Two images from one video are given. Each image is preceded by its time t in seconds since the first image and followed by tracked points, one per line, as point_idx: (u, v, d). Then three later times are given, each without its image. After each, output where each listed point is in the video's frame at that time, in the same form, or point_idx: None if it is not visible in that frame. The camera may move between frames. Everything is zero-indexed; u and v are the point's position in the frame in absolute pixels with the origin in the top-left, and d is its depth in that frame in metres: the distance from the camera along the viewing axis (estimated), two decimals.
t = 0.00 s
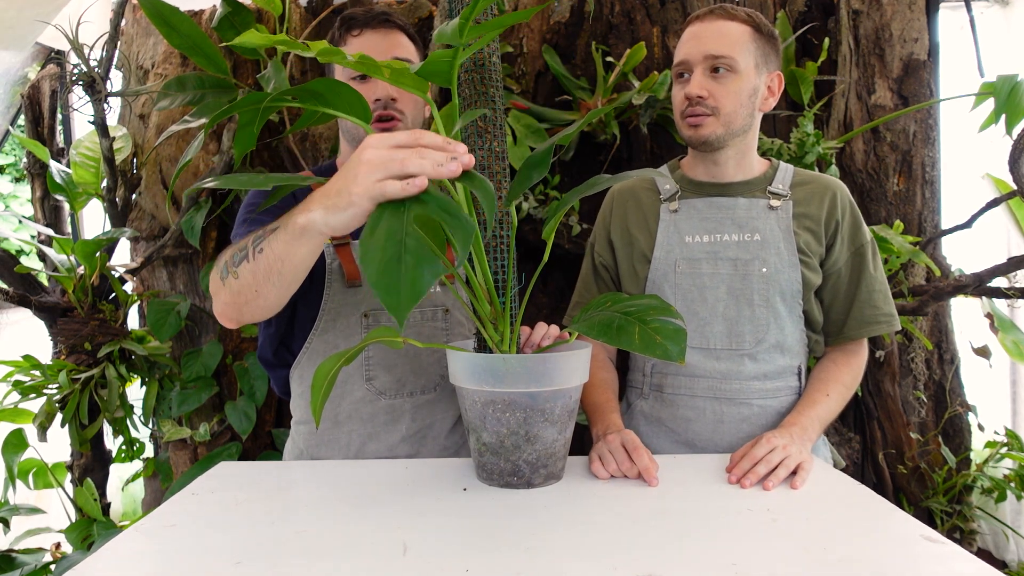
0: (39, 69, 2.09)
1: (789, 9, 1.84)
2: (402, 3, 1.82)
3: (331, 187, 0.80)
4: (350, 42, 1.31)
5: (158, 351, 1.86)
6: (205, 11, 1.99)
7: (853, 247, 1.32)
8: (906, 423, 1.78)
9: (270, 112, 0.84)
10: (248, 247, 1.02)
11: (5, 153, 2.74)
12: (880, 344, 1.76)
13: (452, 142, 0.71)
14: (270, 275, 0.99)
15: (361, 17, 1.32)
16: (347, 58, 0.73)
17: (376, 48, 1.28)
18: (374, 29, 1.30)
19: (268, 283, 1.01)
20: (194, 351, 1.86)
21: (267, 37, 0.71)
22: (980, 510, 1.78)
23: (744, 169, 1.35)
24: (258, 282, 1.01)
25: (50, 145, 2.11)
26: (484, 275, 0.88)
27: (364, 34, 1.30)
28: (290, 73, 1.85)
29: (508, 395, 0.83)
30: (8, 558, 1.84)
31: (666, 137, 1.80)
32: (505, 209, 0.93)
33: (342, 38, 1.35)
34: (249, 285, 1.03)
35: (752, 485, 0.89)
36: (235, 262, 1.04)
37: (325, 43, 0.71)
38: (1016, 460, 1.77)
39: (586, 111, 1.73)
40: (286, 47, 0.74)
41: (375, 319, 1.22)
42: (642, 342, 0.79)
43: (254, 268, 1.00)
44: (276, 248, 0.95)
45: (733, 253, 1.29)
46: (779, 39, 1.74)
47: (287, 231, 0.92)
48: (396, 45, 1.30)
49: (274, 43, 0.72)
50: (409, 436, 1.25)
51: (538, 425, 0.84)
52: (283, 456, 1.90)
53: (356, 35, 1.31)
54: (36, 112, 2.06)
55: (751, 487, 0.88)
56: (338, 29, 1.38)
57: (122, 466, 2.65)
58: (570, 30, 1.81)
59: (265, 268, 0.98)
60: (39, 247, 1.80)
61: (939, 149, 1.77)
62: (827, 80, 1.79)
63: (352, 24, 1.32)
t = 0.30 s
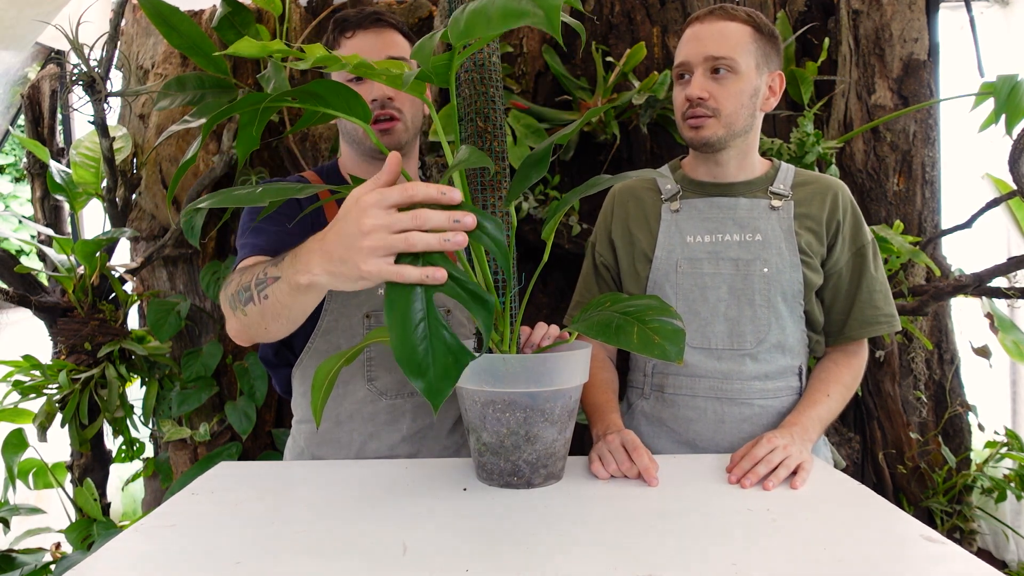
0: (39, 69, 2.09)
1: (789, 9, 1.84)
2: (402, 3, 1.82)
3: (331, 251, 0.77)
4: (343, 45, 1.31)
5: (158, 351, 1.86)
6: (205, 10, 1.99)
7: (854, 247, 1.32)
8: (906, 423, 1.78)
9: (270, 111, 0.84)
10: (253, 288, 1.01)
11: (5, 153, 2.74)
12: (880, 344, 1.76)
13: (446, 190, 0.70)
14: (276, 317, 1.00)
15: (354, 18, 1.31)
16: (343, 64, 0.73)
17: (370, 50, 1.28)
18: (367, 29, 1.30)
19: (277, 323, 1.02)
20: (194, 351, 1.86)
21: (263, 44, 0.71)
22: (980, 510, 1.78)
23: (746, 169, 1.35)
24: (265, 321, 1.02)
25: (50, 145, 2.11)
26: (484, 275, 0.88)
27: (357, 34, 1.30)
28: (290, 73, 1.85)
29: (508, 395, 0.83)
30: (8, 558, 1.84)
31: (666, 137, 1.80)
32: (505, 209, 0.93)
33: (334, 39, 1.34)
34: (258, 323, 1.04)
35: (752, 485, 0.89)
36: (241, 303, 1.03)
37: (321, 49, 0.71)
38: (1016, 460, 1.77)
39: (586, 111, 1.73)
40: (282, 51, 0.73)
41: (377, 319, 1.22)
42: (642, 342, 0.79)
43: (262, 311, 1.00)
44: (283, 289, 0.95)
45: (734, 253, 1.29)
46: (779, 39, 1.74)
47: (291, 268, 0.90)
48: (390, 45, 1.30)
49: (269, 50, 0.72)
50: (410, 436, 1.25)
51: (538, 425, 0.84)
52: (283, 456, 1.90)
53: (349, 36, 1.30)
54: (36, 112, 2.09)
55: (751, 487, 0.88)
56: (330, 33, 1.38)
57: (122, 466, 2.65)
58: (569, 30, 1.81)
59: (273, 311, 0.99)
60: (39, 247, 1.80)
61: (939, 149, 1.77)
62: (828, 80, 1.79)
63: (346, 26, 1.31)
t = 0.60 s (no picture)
0: (38, 69, 2.09)
1: (789, 9, 1.84)
2: (402, 3, 1.82)
3: (338, 291, 0.75)
4: (344, 45, 1.31)
5: (158, 351, 1.85)
6: (205, 10, 1.99)
7: (855, 248, 1.32)
8: (907, 424, 1.78)
9: (270, 110, 0.84)
10: (259, 313, 0.98)
11: (5, 152, 2.74)
12: (880, 344, 1.76)
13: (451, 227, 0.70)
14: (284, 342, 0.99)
15: (354, 18, 1.31)
16: (346, 57, 0.73)
17: (370, 50, 1.28)
18: (367, 30, 1.30)
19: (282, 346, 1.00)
20: (194, 351, 1.86)
21: (268, 31, 0.71)
22: (980, 511, 1.78)
23: (747, 169, 1.35)
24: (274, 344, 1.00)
25: (50, 145, 2.11)
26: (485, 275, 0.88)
27: (358, 35, 1.30)
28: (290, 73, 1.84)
29: (508, 395, 0.83)
30: (8, 558, 1.84)
31: (666, 137, 1.80)
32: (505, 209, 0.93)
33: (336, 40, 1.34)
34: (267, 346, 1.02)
35: (752, 485, 0.88)
36: (250, 329, 1.02)
37: (326, 39, 0.71)
38: (1017, 460, 1.77)
39: (586, 111, 1.72)
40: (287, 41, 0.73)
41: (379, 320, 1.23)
42: (642, 342, 0.79)
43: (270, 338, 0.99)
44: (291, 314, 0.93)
45: (734, 253, 1.29)
46: (779, 39, 1.74)
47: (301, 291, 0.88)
48: (391, 45, 1.30)
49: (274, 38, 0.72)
50: (411, 436, 1.25)
51: (538, 425, 0.84)
52: (283, 456, 1.90)
53: (350, 37, 1.31)
54: (36, 111, 2.07)
55: (751, 487, 0.88)
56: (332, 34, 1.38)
57: (122, 466, 2.65)
58: (570, 30, 1.81)
59: (283, 338, 0.97)
60: (39, 247, 1.79)
61: (939, 149, 1.77)
62: (828, 80, 1.79)
63: (345, 26, 1.31)
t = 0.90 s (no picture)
0: (37, 68, 2.09)
1: (789, 8, 1.83)
2: (402, 3, 1.81)
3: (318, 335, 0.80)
4: (343, 45, 1.31)
5: (157, 351, 1.85)
6: (205, 10, 1.98)
7: (854, 248, 1.32)
8: (907, 424, 1.78)
9: (269, 111, 0.83)
10: (253, 355, 1.00)
11: (4, 152, 2.74)
12: (880, 344, 1.76)
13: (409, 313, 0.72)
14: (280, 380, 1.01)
15: (354, 18, 1.31)
16: (346, 60, 0.72)
17: (369, 50, 1.28)
18: (367, 30, 1.30)
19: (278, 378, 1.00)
20: (194, 351, 1.86)
21: (265, 42, 0.70)
22: (980, 511, 1.78)
23: (746, 169, 1.35)
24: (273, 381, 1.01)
25: (50, 144, 2.11)
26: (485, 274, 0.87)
27: (358, 35, 1.30)
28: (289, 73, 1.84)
29: (508, 395, 0.83)
30: (8, 558, 1.84)
31: (666, 137, 1.80)
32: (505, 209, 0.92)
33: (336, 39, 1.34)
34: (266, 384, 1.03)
35: (752, 485, 0.88)
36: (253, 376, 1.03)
37: (324, 45, 0.71)
38: (1017, 460, 1.77)
39: (586, 111, 1.72)
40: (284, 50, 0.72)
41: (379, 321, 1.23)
42: (641, 342, 0.79)
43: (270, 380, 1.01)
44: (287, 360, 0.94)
45: (733, 253, 1.29)
46: (779, 39, 1.74)
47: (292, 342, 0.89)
48: (390, 45, 1.30)
49: (271, 48, 0.71)
50: (412, 437, 1.25)
51: (537, 425, 0.84)
52: (283, 456, 1.90)
53: (350, 37, 1.30)
54: (35, 111, 2.07)
55: (751, 487, 0.88)
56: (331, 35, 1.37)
57: (122, 466, 2.65)
58: (570, 29, 1.81)
59: (276, 375, 0.98)
60: (38, 247, 1.79)
61: (939, 149, 1.77)
62: (828, 79, 1.79)
63: (346, 26, 1.31)
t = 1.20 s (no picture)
0: (37, 68, 2.09)
1: (789, 8, 1.83)
2: (402, 3, 1.81)
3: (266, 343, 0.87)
4: (343, 43, 1.31)
5: (157, 351, 1.85)
6: (205, 10, 1.98)
7: (851, 248, 1.32)
8: (907, 424, 1.77)
9: (271, 109, 0.83)
10: (230, 368, 1.05)
11: (4, 153, 2.74)
12: (880, 344, 1.76)
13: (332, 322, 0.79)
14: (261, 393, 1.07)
15: (354, 14, 1.31)
16: (344, 63, 0.72)
17: (369, 48, 1.28)
18: (367, 28, 1.30)
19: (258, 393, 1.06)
20: (194, 351, 1.86)
21: (264, 46, 0.70)
22: (980, 511, 1.78)
23: (744, 169, 1.34)
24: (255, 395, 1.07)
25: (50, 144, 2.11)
26: (484, 274, 0.88)
27: (357, 32, 1.30)
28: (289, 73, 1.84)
29: (508, 395, 0.83)
30: (8, 558, 1.83)
31: (666, 137, 1.80)
32: (504, 209, 0.92)
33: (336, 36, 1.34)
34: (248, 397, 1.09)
35: (752, 485, 0.88)
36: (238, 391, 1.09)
37: (323, 50, 0.71)
38: (1017, 460, 1.77)
39: (586, 111, 1.72)
40: (285, 53, 0.72)
41: (378, 324, 1.24)
42: (641, 342, 0.79)
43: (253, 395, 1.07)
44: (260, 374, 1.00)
45: (732, 253, 1.29)
46: (779, 39, 1.74)
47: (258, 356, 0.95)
48: (390, 44, 1.30)
49: (270, 52, 0.71)
50: (413, 437, 1.25)
51: (537, 425, 0.84)
52: (283, 456, 1.90)
53: (349, 34, 1.30)
54: (35, 111, 2.06)
55: (751, 488, 0.88)
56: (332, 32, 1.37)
57: (122, 466, 2.65)
58: (570, 29, 1.81)
59: (250, 385, 1.03)
60: (38, 247, 1.79)
61: (939, 149, 1.77)
62: (828, 79, 1.78)
63: (345, 23, 1.31)
